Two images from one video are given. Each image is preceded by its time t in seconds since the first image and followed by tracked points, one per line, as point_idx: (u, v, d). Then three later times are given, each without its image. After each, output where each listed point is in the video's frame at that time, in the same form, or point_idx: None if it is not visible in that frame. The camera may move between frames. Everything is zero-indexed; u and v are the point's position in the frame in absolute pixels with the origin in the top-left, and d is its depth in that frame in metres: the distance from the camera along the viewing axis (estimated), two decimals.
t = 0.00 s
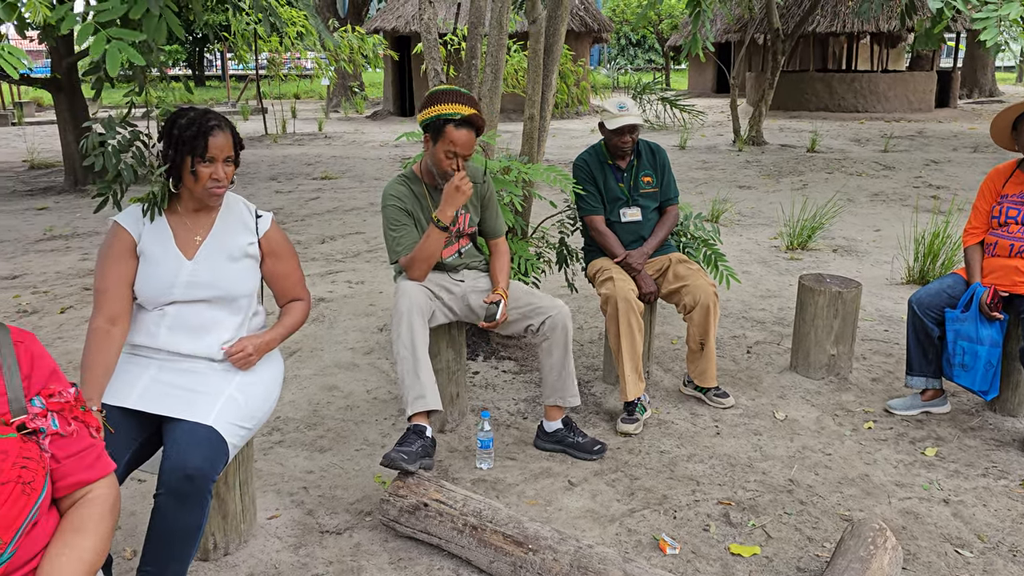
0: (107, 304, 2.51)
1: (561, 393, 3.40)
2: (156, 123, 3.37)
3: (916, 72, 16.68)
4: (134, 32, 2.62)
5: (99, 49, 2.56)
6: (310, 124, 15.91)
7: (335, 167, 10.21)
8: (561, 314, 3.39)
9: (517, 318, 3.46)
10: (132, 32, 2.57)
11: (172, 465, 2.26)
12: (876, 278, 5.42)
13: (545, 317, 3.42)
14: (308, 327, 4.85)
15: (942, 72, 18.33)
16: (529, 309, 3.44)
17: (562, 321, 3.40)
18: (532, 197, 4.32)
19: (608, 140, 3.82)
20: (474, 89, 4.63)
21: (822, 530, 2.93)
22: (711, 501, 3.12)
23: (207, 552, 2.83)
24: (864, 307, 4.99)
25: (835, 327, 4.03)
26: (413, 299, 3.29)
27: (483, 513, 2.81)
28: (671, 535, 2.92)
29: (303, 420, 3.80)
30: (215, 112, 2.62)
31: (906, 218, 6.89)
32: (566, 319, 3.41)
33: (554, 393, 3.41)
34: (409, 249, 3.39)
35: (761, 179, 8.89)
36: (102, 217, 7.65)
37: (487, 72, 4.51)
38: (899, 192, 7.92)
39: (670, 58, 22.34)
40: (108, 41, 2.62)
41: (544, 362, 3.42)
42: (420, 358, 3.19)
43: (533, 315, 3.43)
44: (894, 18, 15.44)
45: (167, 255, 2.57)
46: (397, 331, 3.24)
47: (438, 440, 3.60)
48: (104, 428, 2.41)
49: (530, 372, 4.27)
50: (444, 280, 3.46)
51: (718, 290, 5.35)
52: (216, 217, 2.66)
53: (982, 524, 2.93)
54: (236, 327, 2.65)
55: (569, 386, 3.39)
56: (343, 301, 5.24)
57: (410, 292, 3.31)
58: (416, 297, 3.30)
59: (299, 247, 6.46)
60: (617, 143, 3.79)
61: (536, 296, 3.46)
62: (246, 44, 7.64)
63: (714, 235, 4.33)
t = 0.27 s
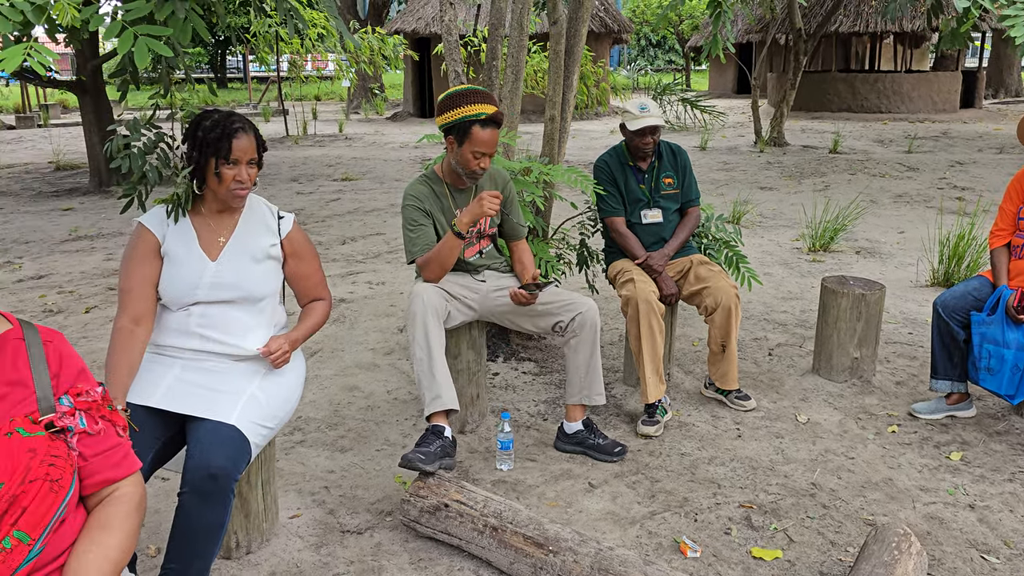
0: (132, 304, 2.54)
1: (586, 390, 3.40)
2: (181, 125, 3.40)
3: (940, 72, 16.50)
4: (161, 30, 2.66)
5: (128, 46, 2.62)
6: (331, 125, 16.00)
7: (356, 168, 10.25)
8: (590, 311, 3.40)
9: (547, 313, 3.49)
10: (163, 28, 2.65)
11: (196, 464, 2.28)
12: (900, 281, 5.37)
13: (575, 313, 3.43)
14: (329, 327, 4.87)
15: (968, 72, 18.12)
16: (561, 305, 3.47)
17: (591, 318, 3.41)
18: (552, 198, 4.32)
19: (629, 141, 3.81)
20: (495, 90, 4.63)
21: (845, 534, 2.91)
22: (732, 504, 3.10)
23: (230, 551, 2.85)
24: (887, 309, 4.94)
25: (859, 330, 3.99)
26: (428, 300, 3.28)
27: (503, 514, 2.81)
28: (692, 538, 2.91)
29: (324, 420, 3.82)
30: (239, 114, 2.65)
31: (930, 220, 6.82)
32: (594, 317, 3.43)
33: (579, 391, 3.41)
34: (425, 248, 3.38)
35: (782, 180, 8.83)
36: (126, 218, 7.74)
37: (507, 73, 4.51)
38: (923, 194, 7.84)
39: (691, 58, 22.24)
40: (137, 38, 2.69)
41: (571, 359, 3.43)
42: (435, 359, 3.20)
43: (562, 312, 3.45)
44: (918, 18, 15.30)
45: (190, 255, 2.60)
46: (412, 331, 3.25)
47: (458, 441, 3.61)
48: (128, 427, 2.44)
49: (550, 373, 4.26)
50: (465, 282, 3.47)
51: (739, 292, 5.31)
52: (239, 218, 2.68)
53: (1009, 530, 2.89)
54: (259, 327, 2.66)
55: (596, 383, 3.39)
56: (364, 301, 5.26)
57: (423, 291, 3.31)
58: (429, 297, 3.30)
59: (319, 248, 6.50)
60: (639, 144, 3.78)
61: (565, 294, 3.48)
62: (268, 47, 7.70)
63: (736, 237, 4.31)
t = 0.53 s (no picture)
0: (158, 304, 2.57)
1: (608, 392, 3.38)
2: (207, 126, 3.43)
3: (967, 72, 16.31)
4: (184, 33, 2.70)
5: (150, 47, 2.69)
6: (352, 127, 16.08)
7: (377, 169, 10.29)
8: (611, 313, 3.40)
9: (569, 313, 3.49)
10: (188, 31, 2.69)
11: (221, 462, 2.28)
12: (926, 283, 5.31)
13: (597, 314, 3.43)
14: (351, 327, 4.90)
15: (995, 71, 17.88)
16: (584, 306, 3.47)
17: (613, 320, 3.41)
18: (574, 199, 4.32)
19: (652, 142, 3.81)
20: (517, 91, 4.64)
21: (870, 539, 2.88)
22: (756, 507, 3.08)
23: (254, 549, 2.87)
24: (913, 312, 4.89)
25: (884, 332, 3.96)
26: (453, 301, 3.30)
27: (526, 515, 2.81)
28: (715, 541, 2.89)
29: (347, 420, 3.84)
30: (263, 115, 2.67)
31: (957, 221, 6.73)
32: (616, 318, 3.43)
33: (600, 393, 3.38)
34: (451, 248, 3.39)
35: (806, 181, 8.76)
36: (151, 218, 7.82)
37: (529, 74, 4.52)
38: (950, 195, 7.74)
39: (713, 58, 22.14)
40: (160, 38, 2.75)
41: (593, 361, 3.41)
42: (460, 359, 3.21)
43: (585, 313, 3.45)
44: (943, 17, 15.14)
45: (215, 255, 2.62)
46: (437, 333, 3.26)
47: (480, 441, 3.61)
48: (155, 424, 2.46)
49: (572, 375, 4.26)
50: (490, 282, 3.48)
51: (762, 293, 5.28)
52: (263, 218, 2.70)
53: None
54: (282, 327, 2.68)
55: (619, 385, 3.36)
56: (386, 301, 5.28)
57: (449, 293, 3.33)
58: (455, 300, 3.31)
59: (342, 248, 6.53)
60: (662, 144, 3.77)
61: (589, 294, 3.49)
62: (291, 48, 7.75)
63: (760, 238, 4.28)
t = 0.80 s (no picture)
0: (184, 302, 2.59)
1: (624, 396, 3.37)
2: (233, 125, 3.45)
3: (994, 71, 16.11)
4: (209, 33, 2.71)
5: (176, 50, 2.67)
6: (373, 126, 16.15)
7: (398, 169, 10.33)
8: (622, 317, 3.37)
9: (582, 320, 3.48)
10: (210, 32, 2.66)
11: (244, 460, 2.30)
12: (952, 285, 5.25)
13: (607, 319, 3.41)
14: (372, 326, 4.92)
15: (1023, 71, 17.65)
16: (594, 312, 3.45)
17: (624, 325, 3.37)
18: (596, 199, 4.31)
19: (675, 139, 3.79)
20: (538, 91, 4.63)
21: (895, 544, 2.85)
22: (778, 510, 3.06)
23: (276, 546, 2.89)
24: (938, 314, 4.83)
25: (909, 335, 3.92)
26: (480, 303, 3.31)
27: (547, 515, 2.80)
28: (737, 543, 2.87)
29: (368, 419, 3.86)
30: (289, 115, 2.68)
31: (983, 223, 6.65)
32: (627, 322, 3.39)
33: (617, 397, 3.38)
34: (475, 247, 3.39)
35: (829, 182, 8.69)
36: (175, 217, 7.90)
37: (551, 74, 4.52)
38: (976, 197, 7.65)
39: (735, 58, 22.02)
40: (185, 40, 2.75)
41: (606, 365, 3.39)
42: (487, 362, 3.23)
43: (598, 317, 3.44)
44: (970, 16, 14.96)
45: (240, 254, 2.64)
46: (463, 334, 3.27)
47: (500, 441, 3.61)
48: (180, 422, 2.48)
49: (593, 375, 4.25)
50: (510, 281, 3.49)
51: (785, 295, 5.24)
52: (287, 217, 2.72)
53: None
54: (305, 327, 2.70)
55: (633, 390, 3.35)
56: (406, 301, 5.30)
57: (475, 293, 3.34)
58: (481, 300, 3.32)
59: (363, 247, 6.56)
60: (686, 142, 3.75)
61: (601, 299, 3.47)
62: (314, 48, 7.80)
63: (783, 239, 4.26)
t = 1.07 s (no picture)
0: (208, 299, 2.62)
1: (641, 397, 3.37)
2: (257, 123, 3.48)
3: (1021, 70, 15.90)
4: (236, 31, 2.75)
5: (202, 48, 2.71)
6: (394, 125, 16.20)
7: (418, 167, 10.36)
8: (635, 319, 3.34)
9: (596, 320, 3.46)
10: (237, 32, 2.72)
11: (266, 455, 2.30)
12: (977, 286, 5.19)
13: (622, 321, 3.39)
14: (393, 324, 4.94)
15: None
16: (608, 312, 3.43)
17: (637, 326, 3.35)
18: (617, 198, 4.30)
19: (698, 136, 3.78)
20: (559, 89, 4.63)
21: (918, 547, 2.83)
22: (799, 511, 3.04)
23: (297, 541, 2.91)
24: (963, 316, 4.78)
25: (933, 336, 3.89)
26: (506, 302, 3.33)
27: (566, 514, 2.80)
28: (758, 544, 2.86)
29: (388, 416, 3.87)
30: (312, 113, 2.70)
31: (1010, 224, 6.57)
32: (642, 324, 3.36)
33: (633, 397, 3.38)
34: (503, 237, 3.41)
35: (852, 182, 8.62)
36: (197, 215, 7.97)
37: (572, 72, 4.51)
38: (1002, 197, 7.56)
39: (757, 57, 21.89)
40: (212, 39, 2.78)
41: (622, 366, 3.39)
42: (511, 362, 3.23)
43: (612, 318, 3.41)
44: (997, 14, 14.78)
45: (263, 251, 2.66)
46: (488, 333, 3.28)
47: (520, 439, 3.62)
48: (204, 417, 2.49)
49: (612, 374, 4.24)
50: (530, 279, 3.48)
51: (807, 295, 5.21)
52: (310, 215, 2.73)
53: None
54: (325, 326, 2.71)
55: (650, 391, 3.35)
56: (427, 299, 5.32)
57: (501, 292, 3.35)
58: (506, 298, 3.34)
59: (383, 245, 6.59)
60: (708, 137, 3.73)
61: (613, 300, 3.44)
62: (336, 46, 7.84)
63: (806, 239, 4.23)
